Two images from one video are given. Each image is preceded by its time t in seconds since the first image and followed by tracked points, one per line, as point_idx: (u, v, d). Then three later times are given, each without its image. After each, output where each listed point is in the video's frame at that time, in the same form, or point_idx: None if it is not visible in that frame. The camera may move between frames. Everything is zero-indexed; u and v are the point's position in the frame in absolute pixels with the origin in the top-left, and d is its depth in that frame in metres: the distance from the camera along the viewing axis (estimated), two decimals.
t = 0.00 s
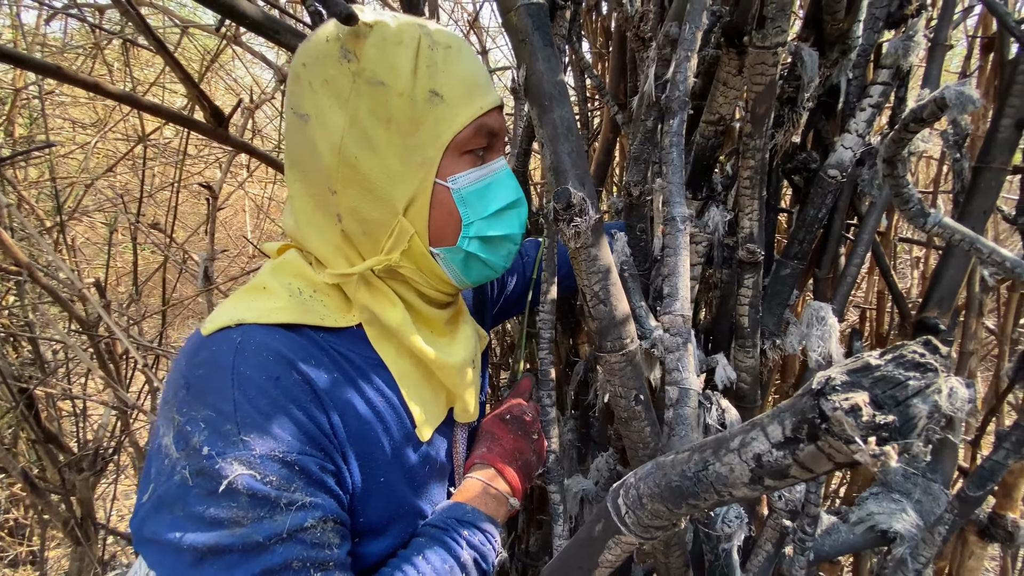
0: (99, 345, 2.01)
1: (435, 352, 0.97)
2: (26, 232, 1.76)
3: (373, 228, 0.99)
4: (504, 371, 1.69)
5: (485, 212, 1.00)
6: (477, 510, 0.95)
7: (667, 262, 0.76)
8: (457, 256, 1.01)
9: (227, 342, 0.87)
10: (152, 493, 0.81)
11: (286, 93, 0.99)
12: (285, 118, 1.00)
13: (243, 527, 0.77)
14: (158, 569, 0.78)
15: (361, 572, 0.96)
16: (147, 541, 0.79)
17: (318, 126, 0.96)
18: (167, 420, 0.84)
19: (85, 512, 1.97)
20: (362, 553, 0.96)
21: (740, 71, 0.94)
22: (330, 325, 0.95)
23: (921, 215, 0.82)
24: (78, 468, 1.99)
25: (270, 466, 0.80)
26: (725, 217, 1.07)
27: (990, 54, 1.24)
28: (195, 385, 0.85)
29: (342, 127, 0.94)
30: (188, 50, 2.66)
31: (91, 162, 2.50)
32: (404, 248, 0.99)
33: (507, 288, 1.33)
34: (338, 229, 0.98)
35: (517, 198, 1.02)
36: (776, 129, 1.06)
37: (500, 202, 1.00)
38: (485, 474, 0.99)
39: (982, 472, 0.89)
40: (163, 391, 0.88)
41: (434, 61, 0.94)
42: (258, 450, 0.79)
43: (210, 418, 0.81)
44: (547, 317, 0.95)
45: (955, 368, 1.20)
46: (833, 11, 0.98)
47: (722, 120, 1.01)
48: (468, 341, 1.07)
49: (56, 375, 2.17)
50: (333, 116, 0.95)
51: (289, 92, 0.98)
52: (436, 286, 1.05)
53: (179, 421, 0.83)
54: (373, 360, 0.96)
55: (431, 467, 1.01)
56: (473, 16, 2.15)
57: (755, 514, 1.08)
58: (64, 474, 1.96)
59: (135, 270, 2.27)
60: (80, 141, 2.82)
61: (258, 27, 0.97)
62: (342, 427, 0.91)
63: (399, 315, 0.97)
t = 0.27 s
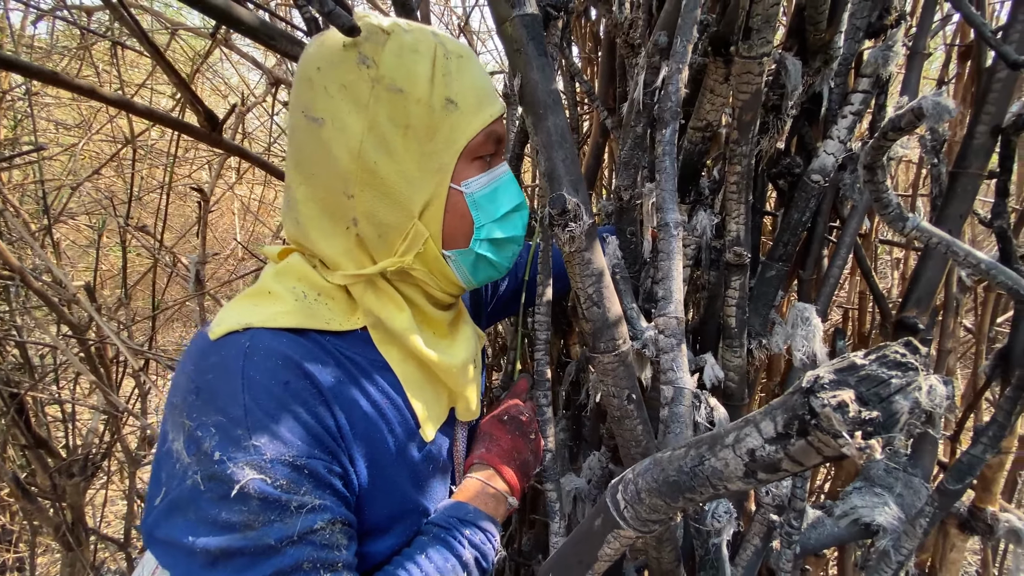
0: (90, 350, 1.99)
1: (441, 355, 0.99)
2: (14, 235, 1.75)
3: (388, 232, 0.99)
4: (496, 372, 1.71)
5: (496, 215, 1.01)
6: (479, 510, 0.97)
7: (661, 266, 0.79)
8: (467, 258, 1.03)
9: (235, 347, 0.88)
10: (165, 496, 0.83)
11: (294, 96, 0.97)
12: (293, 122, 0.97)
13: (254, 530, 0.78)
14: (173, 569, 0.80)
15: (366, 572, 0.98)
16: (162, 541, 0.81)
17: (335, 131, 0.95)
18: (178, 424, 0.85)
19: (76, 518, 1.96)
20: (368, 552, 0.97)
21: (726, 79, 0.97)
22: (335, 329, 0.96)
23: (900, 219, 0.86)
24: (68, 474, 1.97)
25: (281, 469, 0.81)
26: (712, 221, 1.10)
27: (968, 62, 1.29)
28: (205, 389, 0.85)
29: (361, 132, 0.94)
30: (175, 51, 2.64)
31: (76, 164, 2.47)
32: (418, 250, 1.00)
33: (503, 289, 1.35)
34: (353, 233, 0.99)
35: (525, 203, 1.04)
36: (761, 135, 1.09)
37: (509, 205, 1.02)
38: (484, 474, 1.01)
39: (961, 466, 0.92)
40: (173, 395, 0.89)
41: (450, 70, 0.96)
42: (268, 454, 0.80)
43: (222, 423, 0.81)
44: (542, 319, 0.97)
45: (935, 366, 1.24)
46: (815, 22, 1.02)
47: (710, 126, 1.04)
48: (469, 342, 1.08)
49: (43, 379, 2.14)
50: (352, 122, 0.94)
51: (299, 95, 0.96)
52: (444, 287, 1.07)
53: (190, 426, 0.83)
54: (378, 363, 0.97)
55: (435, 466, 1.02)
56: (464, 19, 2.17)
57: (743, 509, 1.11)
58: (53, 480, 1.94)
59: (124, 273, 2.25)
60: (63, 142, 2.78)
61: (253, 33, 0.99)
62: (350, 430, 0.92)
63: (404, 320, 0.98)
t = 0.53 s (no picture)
0: (84, 354, 2.00)
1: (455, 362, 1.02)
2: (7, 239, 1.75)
3: (414, 240, 1.01)
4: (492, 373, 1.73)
5: (512, 222, 1.05)
6: (483, 509, 0.99)
7: (657, 270, 0.82)
8: (486, 263, 1.06)
9: (258, 356, 0.89)
10: (188, 506, 0.83)
11: (321, 104, 0.96)
12: (321, 129, 0.96)
13: (281, 539, 0.79)
14: None
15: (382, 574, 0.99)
16: (187, 550, 0.81)
17: (369, 140, 0.95)
18: (201, 435, 0.85)
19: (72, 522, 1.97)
20: (383, 555, 0.98)
21: (716, 88, 1.01)
22: (352, 337, 0.97)
23: (881, 224, 0.90)
24: (62, 478, 1.97)
25: (306, 480, 0.82)
26: (702, 225, 1.13)
27: (946, 71, 1.33)
28: (229, 400, 0.86)
29: (395, 141, 0.95)
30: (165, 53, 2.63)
31: (66, 166, 2.47)
32: (442, 257, 1.03)
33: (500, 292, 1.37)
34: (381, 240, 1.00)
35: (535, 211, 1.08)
36: (750, 142, 1.12)
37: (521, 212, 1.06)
38: (485, 473, 1.04)
39: (942, 461, 0.96)
40: (194, 405, 0.89)
41: (476, 85, 0.99)
42: (294, 464, 0.81)
43: (247, 434, 0.82)
44: (540, 322, 1.00)
45: (916, 364, 1.29)
46: (801, 34, 1.06)
47: (700, 133, 1.08)
48: (476, 343, 1.11)
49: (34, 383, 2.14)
50: (386, 131, 0.95)
51: (327, 103, 0.95)
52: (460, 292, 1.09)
53: (214, 438, 0.83)
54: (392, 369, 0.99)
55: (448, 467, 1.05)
56: (458, 23, 2.19)
57: (733, 504, 1.14)
58: (48, 484, 1.94)
59: (116, 277, 2.26)
60: (52, 144, 2.77)
61: (256, 42, 1.01)
62: (370, 437, 0.94)
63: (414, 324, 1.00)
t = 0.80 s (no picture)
0: (72, 355, 1.97)
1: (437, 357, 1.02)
2: None
3: (396, 235, 1.00)
4: (484, 373, 1.73)
5: (491, 209, 1.08)
6: (478, 510, 0.99)
7: (651, 270, 0.82)
8: (469, 252, 1.07)
9: (227, 363, 0.88)
10: (160, 520, 0.79)
11: (289, 98, 0.93)
12: (291, 125, 0.94)
13: (259, 549, 0.78)
14: None
15: None
16: (159, 569, 0.78)
17: (345, 134, 0.93)
18: (168, 447, 0.83)
19: (59, 526, 1.94)
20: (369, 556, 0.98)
21: (707, 89, 1.02)
22: (327, 337, 0.96)
23: (869, 224, 0.91)
24: (49, 481, 1.94)
25: (283, 488, 0.81)
26: (694, 224, 1.14)
27: (932, 72, 1.36)
28: (196, 410, 0.84)
29: (375, 134, 0.94)
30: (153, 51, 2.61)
31: (53, 165, 2.43)
32: (425, 252, 1.02)
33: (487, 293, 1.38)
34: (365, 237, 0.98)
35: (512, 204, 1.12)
36: (740, 143, 1.13)
37: (499, 199, 1.09)
38: (478, 473, 1.04)
39: (927, 456, 0.98)
40: (159, 416, 0.86)
41: (449, 69, 0.99)
42: (269, 473, 0.81)
43: (217, 445, 0.81)
44: (534, 321, 1.00)
45: (903, 361, 1.31)
46: (789, 36, 1.07)
47: (691, 134, 1.09)
48: (460, 340, 1.11)
49: (20, 385, 2.11)
50: (365, 125, 0.93)
51: (298, 98, 0.93)
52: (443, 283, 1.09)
53: (182, 450, 0.81)
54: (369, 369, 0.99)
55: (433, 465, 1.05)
56: (449, 23, 2.19)
57: (724, 501, 1.16)
58: (35, 488, 1.92)
59: (104, 277, 2.23)
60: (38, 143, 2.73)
61: (247, 39, 1.02)
62: (348, 439, 0.94)
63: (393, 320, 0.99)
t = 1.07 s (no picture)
0: (61, 357, 1.95)
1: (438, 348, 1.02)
2: None
3: (417, 222, 1.01)
4: (478, 372, 1.73)
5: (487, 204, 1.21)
6: (473, 510, 0.99)
7: (644, 268, 0.82)
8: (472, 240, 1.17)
9: (226, 362, 0.86)
10: (158, 527, 0.79)
11: (311, 92, 0.92)
12: (314, 118, 0.92)
13: (262, 554, 0.77)
14: None
15: None
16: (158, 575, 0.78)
17: (374, 124, 0.93)
18: (167, 450, 0.82)
19: (47, 530, 1.92)
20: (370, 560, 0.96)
21: (699, 87, 1.02)
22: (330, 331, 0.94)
23: (860, 221, 0.91)
24: (37, 485, 1.92)
25: (288, 490, 0.81)
26: (687, 223, 1.14)
27: (923, 71, 1.36)
28: (197, 412, 0.83)
29: (403, 123, 0.94)
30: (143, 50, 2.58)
31: (41, 165, 2.41)
32: (440, 238, 1.03)
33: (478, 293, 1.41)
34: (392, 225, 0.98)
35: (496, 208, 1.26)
36: (733, 141, 1.13)
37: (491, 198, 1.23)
38: (472, 473, 1.03)
39: (920, 453, 0.99)
40: (157, 418, 0.85)
41: (452, 70, 1.04)
42: (272, 475, 0.80)
43: (220, 447, 0.80)
44: (527, 320, 1.00)
45: (895, 359, 1.31)
46: (782, 34, 1.07)
47: (684, 132, 1.08)
48: (455, 334, 1.11)
49: (8, 387, 2.08)
50: (392, 115, 0.94)
51: (320, 90, 0.92)
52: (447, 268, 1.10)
53: (182, 453, 0.80)
54: (369, 366, 0.98)
55: (430, 464, 1.04)
56: (442, 22, 2.18)
57: (718, 500, 1.15)
58: (22, 492, 1.89)
59: (93, 277, 2.20)
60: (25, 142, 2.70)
61: (236, 35, 1.00)
62: (353, 438, 0.92)
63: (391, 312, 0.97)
